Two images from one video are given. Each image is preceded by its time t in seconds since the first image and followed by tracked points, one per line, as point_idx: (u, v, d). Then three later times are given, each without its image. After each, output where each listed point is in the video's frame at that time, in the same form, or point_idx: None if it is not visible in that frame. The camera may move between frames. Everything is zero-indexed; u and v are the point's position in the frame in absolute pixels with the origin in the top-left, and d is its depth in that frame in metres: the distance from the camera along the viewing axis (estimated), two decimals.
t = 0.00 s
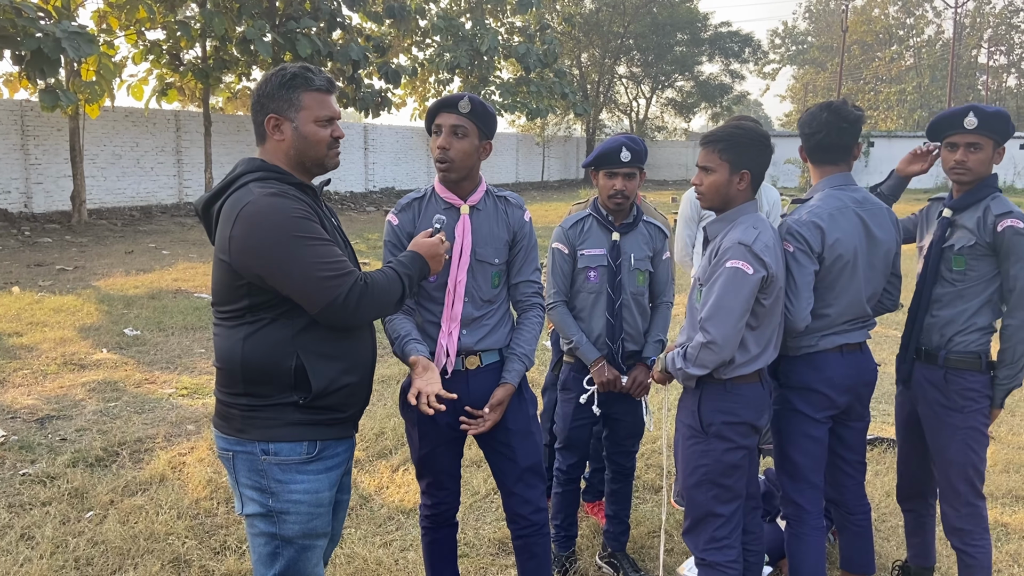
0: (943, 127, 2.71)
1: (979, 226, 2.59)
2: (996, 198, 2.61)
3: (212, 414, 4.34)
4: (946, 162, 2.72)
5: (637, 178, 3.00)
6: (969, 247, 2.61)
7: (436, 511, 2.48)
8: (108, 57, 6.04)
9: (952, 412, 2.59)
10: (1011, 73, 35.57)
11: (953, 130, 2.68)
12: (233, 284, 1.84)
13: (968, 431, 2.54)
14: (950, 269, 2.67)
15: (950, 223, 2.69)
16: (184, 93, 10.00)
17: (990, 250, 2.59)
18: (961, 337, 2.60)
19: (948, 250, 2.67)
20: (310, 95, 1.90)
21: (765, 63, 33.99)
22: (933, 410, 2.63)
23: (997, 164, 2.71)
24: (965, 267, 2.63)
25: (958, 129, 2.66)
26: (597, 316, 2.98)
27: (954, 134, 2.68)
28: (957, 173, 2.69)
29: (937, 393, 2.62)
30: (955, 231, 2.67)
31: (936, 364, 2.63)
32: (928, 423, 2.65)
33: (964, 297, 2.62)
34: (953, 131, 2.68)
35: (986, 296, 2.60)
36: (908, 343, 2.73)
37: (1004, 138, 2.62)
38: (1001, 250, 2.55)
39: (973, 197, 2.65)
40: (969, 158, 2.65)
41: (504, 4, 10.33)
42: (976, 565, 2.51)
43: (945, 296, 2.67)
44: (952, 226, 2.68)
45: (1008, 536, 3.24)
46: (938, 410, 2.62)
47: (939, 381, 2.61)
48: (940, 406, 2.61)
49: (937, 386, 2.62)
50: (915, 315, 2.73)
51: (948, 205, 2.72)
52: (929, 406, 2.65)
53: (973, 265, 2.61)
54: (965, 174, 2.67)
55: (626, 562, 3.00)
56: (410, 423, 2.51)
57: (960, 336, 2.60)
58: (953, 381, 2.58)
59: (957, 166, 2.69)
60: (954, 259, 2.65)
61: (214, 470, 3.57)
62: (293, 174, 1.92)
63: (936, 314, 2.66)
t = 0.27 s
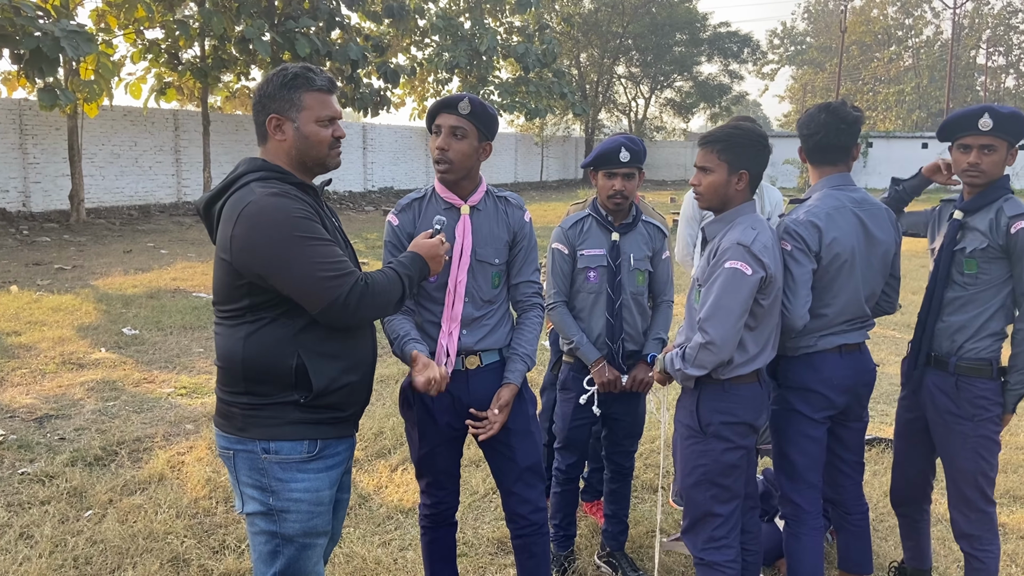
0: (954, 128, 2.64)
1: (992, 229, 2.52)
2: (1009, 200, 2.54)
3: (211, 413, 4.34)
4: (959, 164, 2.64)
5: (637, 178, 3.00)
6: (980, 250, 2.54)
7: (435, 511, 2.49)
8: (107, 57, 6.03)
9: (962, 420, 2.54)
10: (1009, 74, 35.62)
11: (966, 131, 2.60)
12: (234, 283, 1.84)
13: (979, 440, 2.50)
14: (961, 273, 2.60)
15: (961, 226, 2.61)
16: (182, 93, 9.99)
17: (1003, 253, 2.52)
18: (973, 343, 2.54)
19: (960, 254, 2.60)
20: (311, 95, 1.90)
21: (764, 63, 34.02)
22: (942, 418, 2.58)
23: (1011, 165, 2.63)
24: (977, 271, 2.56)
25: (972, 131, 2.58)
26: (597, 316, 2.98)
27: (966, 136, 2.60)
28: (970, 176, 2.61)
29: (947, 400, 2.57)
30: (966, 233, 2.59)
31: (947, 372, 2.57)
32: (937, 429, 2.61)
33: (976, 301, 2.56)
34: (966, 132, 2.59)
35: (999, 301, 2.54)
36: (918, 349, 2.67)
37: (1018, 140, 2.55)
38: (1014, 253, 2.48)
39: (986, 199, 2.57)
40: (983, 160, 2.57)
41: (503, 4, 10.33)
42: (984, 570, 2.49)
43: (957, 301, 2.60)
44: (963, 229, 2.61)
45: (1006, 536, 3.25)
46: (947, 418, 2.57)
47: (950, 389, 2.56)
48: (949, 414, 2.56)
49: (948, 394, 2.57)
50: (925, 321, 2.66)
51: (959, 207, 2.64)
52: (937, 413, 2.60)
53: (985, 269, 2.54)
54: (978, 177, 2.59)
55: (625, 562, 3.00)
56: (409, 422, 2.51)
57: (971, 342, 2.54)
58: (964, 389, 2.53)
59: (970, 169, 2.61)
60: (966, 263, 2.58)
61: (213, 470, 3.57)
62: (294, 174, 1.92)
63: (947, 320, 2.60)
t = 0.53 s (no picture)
0: (955, 130, 2.64)
1: (994, 230, 2.52)
2: (1011, 200, 2.54)
3: (209, 413, 4.34)
4: (961, 166, 2.65)
5: (635, 178, 3.01)
6: (984, 251, 2.55)
7: (433, 511, 2.49)
8: (105, 56, 6.02)
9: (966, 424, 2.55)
10: (1007, 75, 35.67)
11: (967, 132, 2.61)
12: (234, 282, 1.84)
13: (982, 444, 2.51)
14: (966, 275, 2.61)
15: (966, 227, 2.62)
16: (181, 92, 9.98)
17: (1006, 254, 2.52)
18: (977, 346, 2.54)
19: (964, 255, 2.61)
20: (312, 95, 1.90)
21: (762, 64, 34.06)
22: (946, 421, 2.59)
23: (1015, 165, 2.63)
24: (981, 272, 2.57)
25: (972, 132, 2.59)
26: (595, 316, 2.98)
27: (967, 137, 2.61)
28: (973, 178, 2.62)
29: (952, 405, 2.57)
30: (971, 234, 2.60)
31: (953, 375, 2.58)
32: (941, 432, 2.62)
33: (980, 303, 2.57)
34: (967, 134, 2.60)
35: (1003, 303, 2.53)
36: (924, 352, 2.68)
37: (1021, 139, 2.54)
38: (1016, 253, 2.48)
39: (989, 199, 2.58)
40: (985, 161, 2.58)
41: (501, 4, 10.34)
42: (984, 571, 2.50)
43: (962, 303, 2.61)
44: (968, 230, 2.61)
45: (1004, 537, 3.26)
46: (951, 421, 2.58)
47: (955, 393, 2.57)
48: (953, 418, 2.57)
49: (952, 398, 2.57)
50: (930, 323, 2.68)
51: (963, 208, 2.65)
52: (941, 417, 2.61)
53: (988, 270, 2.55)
54: (981, 178, 2.60)
55: (623, 562, 3.00)
56: (408, 422, 2.52)
57: (975, 345, 2.54)
58: (969, 393, 2.53)
59: (972, 170, 2.62)
60: (969, 264, 2.59)
61: (211, 470, 3.56)
62: (294, 174, 1.93)
63: (952, 322, 2.61)
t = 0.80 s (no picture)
0: (950, 129, 2.65)
1: (989, 232, 2.53)
2: (1007, 202, 2.55)
3: (206, 414, 4.34)
4: (956, 165, 2.66)
5: (631, 178, 3.01)
6: (977, 252, 2.56)
7: (430, 511, 2.49)
8: (102, 56, 6.01)
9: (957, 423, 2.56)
10: (1003, 75, 35.75)
11: (962, 131, 2.62)
12: (231, 282, 1.84)
13: (973, 442, 2.52)
14: (957, 275, 2.62)
15: (958, 228, 2.63)
16: (178, 93, 9.98)
17: (1000, 255, 2.53)
18: (967, 345, 2.55)
19: (957, 255, 2.62)
20: (309, 94, 1.90)
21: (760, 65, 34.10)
22: (937, 420, 2.60)
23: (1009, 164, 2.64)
24: (973, 273, 2.58)
25: (967, 131, 2.60)
26: (591, 316, 2.99)
27: (962, 136, 2.61)
28: (967, 177, 2.63)
29: (942, 403, 2.58)
30: (964, 235, 2.61)
31: (943, 374, 2.59)
32: (932, 432, 2.62)
33: (971, 303, 2.58)
34: (962, 133, 2.61)
35: (994, 304, 2.55)
36: (915, 351, 2.70)
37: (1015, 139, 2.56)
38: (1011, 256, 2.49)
39: (982, 200, 2.59)
40: (980, 160, 2.58)
41: (499, 4, 10.34)
42: (978, 569, 2.51)
43: (953, 303, 2.62)
44: (961, 231, 2.63)
45: (1000, 537, 3.27)
46: (942, 420, 2.58)
47: (945, 392, 2.58)
48: (943, 417, 2.58)
49: (943, 397, 2.58)
50: (921, 322, 2.69)
51: (956, 209, 2.66)
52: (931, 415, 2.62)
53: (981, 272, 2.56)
54: (976, 177, 2.61)
55: (619, 562, 3.01)
56: (404, 422, 2.52)
57: (966, 344, 2.56)
58: (958, 392, 2.54)
59: (967, 169, 2.62)
60: (962, 265, 2.60)
61: (208, 470, 3.56)
62: (292, 174, 1.93)
63: (943, 322, 2.62)
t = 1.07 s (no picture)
0: (939, 132, 2.66)
1: (977, 235, 2.54)
2: (994, 204, 2.56)
3: (202, 416, 4.33)
4: (944, 167, 2.67)
5: (626, 180, 3.03)
6: (966, 255, 2.57)
7: (426, 513, 2.49)
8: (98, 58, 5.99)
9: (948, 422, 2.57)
10: (999, 77, 35.83)
11: (951, 135, 2.63)
12: (228, 284, 1.85)
13: (965, 442, 2.53)
14: (946, 277, 2.63)
15: (946, 230, 2.65)
16: (175, 94, 9.97)
17: (989, 257, 2.54)
18: (957, 346, 2.56)
19: (946, 258, 2.62)
20: (295, 93, 1.91)
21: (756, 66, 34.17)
22: (930, 420, 2.61)
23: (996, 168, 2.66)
24: (962, 275, 2.59)
25: (957, 135, 2.61)
26: (587, 318, 2.99)
27: (952, 139, 2.63)
28: (955, 179, 2.64)
29: (934, 403, 2.60)
30: (953, 237, 2.62)
31: (935, 374, 2.60)
32: (926, 431, 2.63)
33: (960, 305, 2.58)
34: (951, 136, 2.62)
35: (984, 305, 2.55)
36: (906, 352, 2.71)
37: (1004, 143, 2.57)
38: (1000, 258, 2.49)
39: (970, 203, 2.60)
40: (969, 163, 2.60)
41: (496, 6, 10.35)
42: (971, 569, 2.52)
43: (942, 305, 2.63)
44: (948, 233, 2.64)
45: (994, 538, 3.28)
46: (934, 419, 2.59)
47: (937, 391, 2.59)
48: (936, 416, 2.59)
49: (935, 397, 2.60)
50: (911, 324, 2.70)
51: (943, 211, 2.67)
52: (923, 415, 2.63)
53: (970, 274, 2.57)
54: (964, 180, 2.62)
55: (615, 563, 3.01)
56: (400, 425, 2.52)
57: (955, 345, 2.57)
58: (950, 391, 2.56)
59: (956, 172, 2.63)
60: (951, 267, 2.61)
61: (204, 472, 3.56)
62: (290, 176, 1.93)
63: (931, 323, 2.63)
